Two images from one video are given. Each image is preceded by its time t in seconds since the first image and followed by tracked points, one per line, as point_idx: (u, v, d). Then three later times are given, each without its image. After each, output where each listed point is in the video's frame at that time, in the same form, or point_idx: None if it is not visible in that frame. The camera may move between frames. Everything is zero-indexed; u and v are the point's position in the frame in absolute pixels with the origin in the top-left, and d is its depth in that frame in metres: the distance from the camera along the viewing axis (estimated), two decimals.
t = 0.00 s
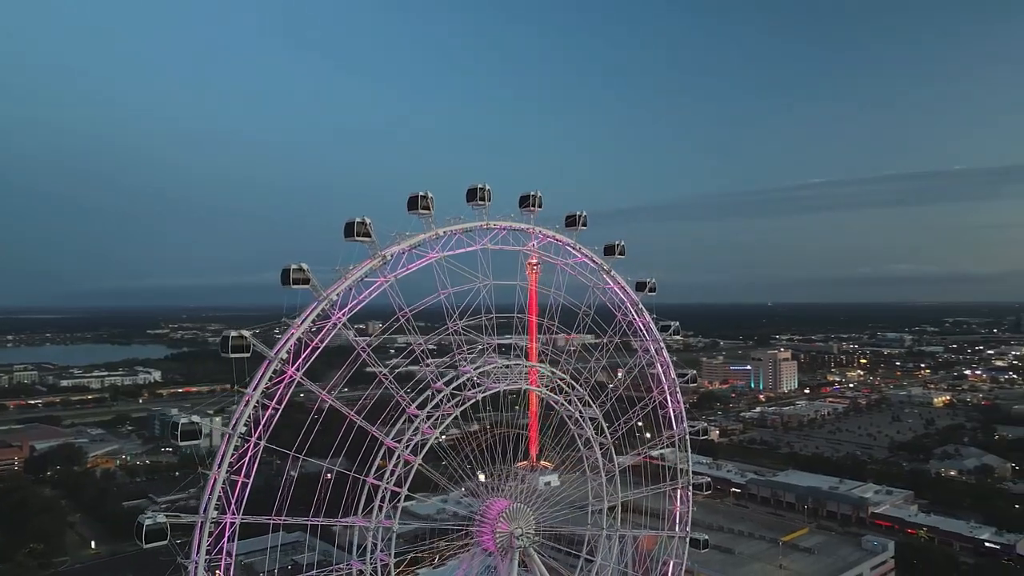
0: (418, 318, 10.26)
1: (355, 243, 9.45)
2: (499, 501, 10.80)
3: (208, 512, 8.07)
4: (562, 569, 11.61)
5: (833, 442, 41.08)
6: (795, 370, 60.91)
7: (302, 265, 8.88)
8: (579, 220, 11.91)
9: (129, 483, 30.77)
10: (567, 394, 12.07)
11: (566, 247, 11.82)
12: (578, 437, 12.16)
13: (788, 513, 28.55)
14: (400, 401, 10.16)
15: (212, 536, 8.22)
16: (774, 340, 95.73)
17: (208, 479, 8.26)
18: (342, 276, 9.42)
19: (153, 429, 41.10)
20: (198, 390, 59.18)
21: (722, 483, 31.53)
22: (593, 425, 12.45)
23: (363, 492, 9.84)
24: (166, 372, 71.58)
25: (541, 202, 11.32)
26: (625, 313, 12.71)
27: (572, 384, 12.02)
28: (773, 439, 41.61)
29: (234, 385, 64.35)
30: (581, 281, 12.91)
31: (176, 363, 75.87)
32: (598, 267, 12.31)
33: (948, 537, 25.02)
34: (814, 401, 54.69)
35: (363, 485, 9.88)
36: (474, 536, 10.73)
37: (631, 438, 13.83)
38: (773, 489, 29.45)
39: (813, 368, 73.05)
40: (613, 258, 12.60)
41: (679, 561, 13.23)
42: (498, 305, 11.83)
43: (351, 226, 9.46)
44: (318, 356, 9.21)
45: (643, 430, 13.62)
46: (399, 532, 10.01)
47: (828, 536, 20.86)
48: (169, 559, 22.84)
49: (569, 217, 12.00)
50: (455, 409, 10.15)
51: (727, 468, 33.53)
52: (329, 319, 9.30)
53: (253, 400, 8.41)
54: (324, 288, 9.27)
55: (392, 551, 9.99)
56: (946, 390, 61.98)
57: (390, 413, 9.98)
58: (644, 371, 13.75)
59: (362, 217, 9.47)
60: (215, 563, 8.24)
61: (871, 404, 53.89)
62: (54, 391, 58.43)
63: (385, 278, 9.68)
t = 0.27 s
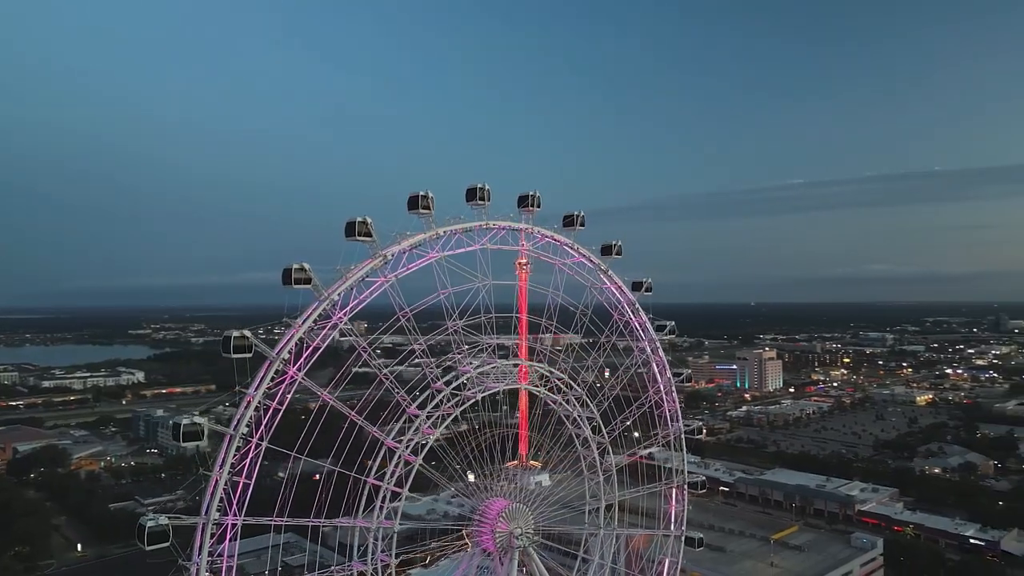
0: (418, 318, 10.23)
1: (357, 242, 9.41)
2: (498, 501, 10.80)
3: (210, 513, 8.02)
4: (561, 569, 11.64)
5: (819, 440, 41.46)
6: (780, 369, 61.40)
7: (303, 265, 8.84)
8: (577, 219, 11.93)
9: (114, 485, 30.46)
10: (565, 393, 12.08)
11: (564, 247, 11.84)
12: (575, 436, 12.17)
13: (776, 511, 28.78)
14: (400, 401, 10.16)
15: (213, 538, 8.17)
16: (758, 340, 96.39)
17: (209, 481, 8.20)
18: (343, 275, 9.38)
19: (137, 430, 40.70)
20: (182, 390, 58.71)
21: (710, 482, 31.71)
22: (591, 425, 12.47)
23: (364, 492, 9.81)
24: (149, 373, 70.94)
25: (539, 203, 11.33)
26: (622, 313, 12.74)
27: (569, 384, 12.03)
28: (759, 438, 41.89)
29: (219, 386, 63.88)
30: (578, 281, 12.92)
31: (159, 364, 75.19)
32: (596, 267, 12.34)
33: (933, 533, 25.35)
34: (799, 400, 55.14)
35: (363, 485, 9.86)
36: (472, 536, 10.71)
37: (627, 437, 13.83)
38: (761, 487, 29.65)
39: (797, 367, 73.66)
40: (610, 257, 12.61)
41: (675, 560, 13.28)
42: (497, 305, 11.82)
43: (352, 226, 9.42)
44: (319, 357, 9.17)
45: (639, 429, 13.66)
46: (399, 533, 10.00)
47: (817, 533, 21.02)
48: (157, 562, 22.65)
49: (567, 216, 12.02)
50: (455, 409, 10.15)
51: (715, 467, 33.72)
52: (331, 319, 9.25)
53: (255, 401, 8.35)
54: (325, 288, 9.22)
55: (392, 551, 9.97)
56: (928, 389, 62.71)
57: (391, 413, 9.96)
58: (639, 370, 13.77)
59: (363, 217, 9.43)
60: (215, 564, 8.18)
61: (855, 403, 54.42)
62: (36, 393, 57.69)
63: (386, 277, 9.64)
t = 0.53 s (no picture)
0: (419, 318, 10.20)
1: (358, 242, 9.37)
2: (497, 501, 10.80)
3: (212, 514, 7.95)
4: (558, 568, 11.67)
5: (805, 439, 41.84)
6: (765, 368, 61.89)
7: (305, 265, 8.80)
8: (575, 220, 11.96)
9: (99, 487, 30.13)
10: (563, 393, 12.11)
11: (562, 247, 11.87)
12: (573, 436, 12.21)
13: (764, 510, 29.00)
14: (401, 401, 10.14)
15: (215, 540, 8.11)
16: (742, 339, 97.11)
17: (211, 482, 8.12)
18: (344, 275, 9.34)
19: (121, 431, 40.27)
20: (166, 391, 58.21)
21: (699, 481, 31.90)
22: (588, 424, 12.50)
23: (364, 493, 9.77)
24: (132, 373, 70.23)
25: (537, 202, 11.33)
26: (618, 313, 12.77)
27: (567, 384, 12.05)
28: (746, 437, 42.20)
29: (203, 387, 63.39)
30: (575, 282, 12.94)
31: (142, 364, 74.46)
32: (593, 267, 12.37)
33: (919, 530, 25.68)
34: (784, 399, 55.61)
35: (363, 486, 9.82)
36: (471, 536, 10.71)
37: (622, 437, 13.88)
38: (749, 486, 29.88)
39: (781, 366, 74.26)
40: (607, 258, 12.64)
41: (670, 560, 13.33)
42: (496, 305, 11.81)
43: (353, 226, 9.39)
44: (320, 357, 9.12)
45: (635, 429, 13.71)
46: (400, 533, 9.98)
47: (807, 531, 21.22)
48: (146, 565, 22.46)
49: (565, 216, 12.04)
50: (455, 409, 10.13)
51: (703, 466, 33.92)
52: (332, 319, 9.20)
53: (257, 401, 8.28)
54: (326, 288, 9.18)
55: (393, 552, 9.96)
56: (910, 388, 63.52)
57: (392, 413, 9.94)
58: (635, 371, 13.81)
59: (365, 216, 9.40)
60: (217, 565, 8.12)
61: (839, 402, 54.98)
62: (15, 394, 56.86)
63: (387, 277, 9.60)
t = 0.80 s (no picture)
0: (420, 318, 10.18)
1: (359, 241, 9.33)
2: (497, 501, 10.82)
3: (215, 516, 7.91)
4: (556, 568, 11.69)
5: (790, 437, 42.21)
6: (750, 367, 62.33)
7: (307, 264, 8.76)
8: (573, 219, 11.99)
9: (84, 490, 29.78)
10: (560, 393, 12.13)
11: (561, 247, 11.90)
12: (571, 436, 12.24)
13: (752, 508, 29.22)
14: (401, 401, 10.13)
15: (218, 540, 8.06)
16: (727, 339, 97.77)
17: (214, 483, 8.08)
18: (345, 275, 9.29)
19: (105, 433, 39.82)
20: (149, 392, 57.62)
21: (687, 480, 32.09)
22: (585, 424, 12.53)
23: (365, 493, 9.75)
24: (114, 373, 69.45)
25: (536, 203, 11.36)
26: (615, 313, 12.80)
27: (564, 383, 12.08)
28: (733, 435, 42.49)
29: (187, 387, 62.88)
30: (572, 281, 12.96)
31: (124, 364, 73.73)
32: (591, 267, 12.41)
33: (905, 528, 26.01)
34: (770, 398, 56.05)
35: (364, 487, 9.80)
36: (470, 536, 10.72)
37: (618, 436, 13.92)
38: (737, 484, 30.11)
39: (766, 366, 74.82)
40: (604, 258, 12.66)
41: (666, 558, 13.37)
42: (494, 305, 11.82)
43: (354, 225, 9.35)
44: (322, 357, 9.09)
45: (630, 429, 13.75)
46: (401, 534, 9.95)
47: (796, 529, 21.40)
48: (134, 568, 22.24)
49: (562, 216, 12.07)
50: (456, 409, 10.11)
51: (691, 465, 34.11)
52: (333, 319, 9.15)
53: (260, 401, 8.24)
54: (328, 287, 9.14)
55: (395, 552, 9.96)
56: (893, 386, 64.28)
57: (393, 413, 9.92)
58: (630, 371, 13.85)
59: (366, 216, 9.37)
60: (219, 566, 8.07)
61: (824, 401, 55.50)
62: None
63: (387, 277, 9.59)
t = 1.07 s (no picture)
0: (421, 318, 10.17)
1: (360, 241, 9.29)
2: (496, 501, 10.84)
3: (218, 517, 7.86)
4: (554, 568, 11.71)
5: (776, 436, 42.54)
6: (735, 367, 62.72)
7: (309, 264, 8.72)
8: (570, 220, 12.04)
9: (68, 492, 29.40)
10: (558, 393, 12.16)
11: (558, 247, 11.93)
12: (568, 436, 12.28)
13: (740, 506, 29.41)
14: (401, 401, 10.12)
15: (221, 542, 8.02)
16: (711, 339, 98.32)
17: (216, 484, 8.04)
18: (346, 275, 9.26)
19: (88, 434, 39.35)
20: (132, 393, 57.00)
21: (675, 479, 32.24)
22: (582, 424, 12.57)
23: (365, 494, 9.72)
24: (96, 374, 68.59)
25: (535, 203, 11.40)
26: (611, 314, 12.85)
27: (562, 384, 12.11)
28: (719, 435, 42.74)
29: (171, 388, 62.29)
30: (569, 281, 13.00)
31: (106, 365, 72.90)
32: (587, 267, 12.45)
33: (890, 525, 26.31)
34: (755, 397, 56.43)
35: (364, 488, 9.79)
36: (469, 536, 10.71)
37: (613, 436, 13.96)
38: (725, 483, 30.32)
39: (750, 365, 75.33)
40: (600, 258, 12.70)
41: (661, 558, 13.39)
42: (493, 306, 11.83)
43: (356, 225, 9.32)
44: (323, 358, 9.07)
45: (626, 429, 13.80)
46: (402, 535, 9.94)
47: (786, 526, 21.55)
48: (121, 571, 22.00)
49: (560, 216, 12.10)
50: (456, 410, 10.08)
51: (678, 463, 34.28)
52: (335, 319, 9.12)
53: (262, 403, 8.21)
54: (329, 287, 9.11)
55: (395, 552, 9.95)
56: (875, 385, 65.02)
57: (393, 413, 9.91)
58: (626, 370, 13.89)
59: (367, 216, 9.33)
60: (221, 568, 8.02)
61: (808, 400, 55.97)
62: None
63: (389, 277, 9.57)
